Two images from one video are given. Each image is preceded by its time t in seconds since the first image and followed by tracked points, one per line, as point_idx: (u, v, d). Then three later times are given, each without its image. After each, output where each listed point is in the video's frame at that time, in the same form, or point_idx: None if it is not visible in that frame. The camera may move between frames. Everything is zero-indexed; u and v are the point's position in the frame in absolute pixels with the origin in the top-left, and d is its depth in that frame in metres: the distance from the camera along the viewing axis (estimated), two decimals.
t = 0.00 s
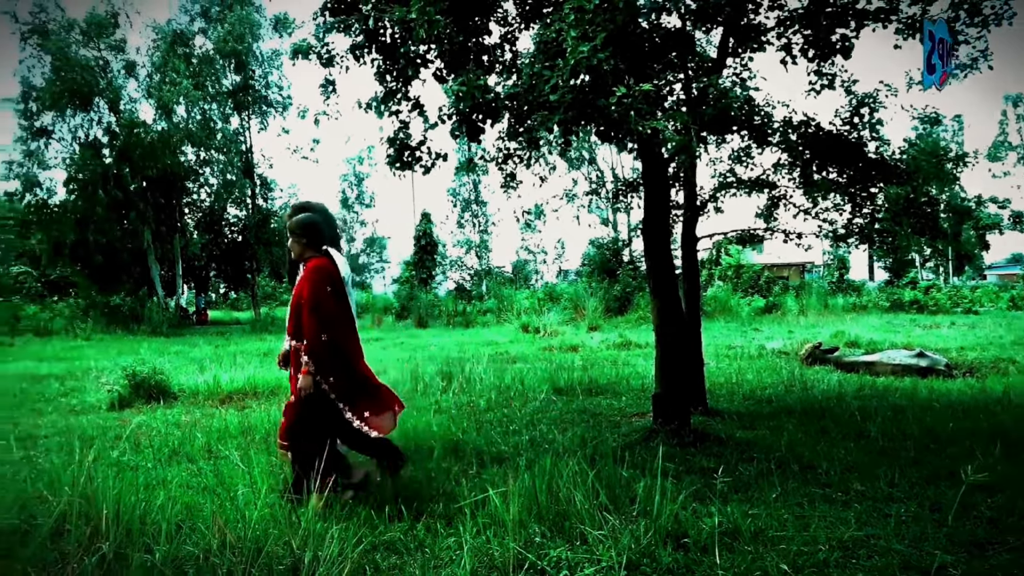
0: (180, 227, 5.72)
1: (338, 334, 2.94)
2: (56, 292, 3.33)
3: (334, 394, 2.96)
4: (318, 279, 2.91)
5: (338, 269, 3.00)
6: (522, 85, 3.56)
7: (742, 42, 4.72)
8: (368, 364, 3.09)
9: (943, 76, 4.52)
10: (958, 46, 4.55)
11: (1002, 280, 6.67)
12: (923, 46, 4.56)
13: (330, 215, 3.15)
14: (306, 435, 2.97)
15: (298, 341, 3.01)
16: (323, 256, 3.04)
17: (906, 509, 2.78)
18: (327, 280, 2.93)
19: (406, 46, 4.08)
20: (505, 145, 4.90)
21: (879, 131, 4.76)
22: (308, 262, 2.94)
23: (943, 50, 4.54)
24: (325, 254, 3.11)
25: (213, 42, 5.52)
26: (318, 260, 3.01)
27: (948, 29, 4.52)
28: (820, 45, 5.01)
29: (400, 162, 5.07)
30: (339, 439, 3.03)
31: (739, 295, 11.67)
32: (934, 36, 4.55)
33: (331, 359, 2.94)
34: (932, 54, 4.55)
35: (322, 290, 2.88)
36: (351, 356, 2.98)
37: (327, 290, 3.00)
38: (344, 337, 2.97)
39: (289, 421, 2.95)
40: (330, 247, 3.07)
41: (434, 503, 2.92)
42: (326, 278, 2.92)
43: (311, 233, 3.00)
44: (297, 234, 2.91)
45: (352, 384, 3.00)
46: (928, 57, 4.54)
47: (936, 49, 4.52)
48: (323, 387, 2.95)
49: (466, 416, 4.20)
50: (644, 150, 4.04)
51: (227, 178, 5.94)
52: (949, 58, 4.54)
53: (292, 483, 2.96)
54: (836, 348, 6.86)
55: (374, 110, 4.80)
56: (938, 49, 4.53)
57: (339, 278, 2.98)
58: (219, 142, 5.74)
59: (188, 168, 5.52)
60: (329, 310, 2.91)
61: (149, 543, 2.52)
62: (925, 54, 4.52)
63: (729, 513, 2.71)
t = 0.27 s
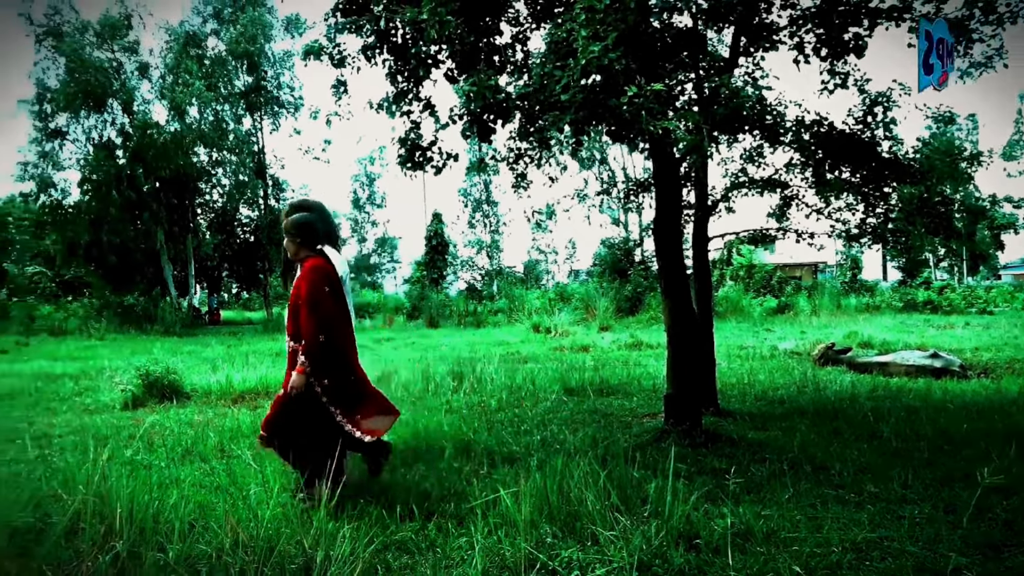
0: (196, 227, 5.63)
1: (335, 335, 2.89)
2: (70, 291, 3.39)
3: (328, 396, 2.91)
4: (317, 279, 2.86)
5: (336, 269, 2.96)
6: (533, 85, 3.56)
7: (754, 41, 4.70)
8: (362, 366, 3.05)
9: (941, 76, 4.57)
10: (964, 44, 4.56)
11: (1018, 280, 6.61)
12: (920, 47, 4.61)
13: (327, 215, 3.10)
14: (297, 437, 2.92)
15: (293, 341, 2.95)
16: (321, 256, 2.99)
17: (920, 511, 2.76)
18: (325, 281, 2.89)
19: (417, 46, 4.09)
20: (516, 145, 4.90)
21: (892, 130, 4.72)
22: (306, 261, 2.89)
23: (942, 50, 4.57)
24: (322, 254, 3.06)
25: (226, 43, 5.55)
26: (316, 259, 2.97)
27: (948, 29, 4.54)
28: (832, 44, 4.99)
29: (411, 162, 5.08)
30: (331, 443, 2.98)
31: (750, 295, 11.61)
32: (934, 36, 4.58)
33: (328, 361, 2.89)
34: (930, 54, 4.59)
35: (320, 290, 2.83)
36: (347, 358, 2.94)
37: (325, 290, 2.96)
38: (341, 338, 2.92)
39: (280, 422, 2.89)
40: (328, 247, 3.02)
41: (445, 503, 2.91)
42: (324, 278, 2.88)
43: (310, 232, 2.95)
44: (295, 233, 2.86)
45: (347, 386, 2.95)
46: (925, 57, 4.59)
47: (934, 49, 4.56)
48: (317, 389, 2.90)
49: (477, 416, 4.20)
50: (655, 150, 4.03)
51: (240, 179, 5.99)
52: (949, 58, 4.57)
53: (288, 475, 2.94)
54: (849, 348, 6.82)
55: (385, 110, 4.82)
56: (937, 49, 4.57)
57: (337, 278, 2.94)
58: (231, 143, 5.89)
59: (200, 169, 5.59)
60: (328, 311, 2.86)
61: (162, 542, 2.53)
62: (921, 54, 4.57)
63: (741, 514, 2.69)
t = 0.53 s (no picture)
0: (203, 226, 6.21)
1: (334, 336, 2.77)
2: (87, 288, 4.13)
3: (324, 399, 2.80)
4: (315, 278, 2.73)
5: (335, 268, 2.82)
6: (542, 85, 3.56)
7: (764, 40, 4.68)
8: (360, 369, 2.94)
9: (939, 77, 4.55)
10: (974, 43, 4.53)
11: None
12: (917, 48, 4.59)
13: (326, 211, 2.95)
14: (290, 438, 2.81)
15: (289, 340, 2.83)
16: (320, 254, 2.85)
17: (932, 513, 2.74)
18: (324, 280, 2.75)
19: (426, 47, 4.11)
20: (525, 145, 4.90)
21: (904, 129, 4.70)
22: (304, 259, 2.75)
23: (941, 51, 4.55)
24: (320, 251, 2.92)
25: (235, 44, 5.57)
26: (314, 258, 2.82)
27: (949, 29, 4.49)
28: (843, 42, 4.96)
29: (421, 162, 5.09)
30: (325, 446, 2.87)
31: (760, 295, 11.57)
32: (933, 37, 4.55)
33: (325, 363, 2.77)
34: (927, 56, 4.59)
35: (319, 291, 2.70)
36: (345, 360, 2.82)
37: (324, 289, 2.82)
38: (341, 340, 2.80)
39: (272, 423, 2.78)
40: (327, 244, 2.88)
41: (455, 503, 2.91)
42: (323, 278, 2.74)
43: (308, 229, 2.81)
44: (293, 230, 2.72)
45: (344, 390, 2.84)
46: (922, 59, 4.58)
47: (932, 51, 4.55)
48: (312, 392, 2.78)
49: (486, 417, 4.20)
50: (664, 150, 4.01)
51: (250, 180, 6.38)
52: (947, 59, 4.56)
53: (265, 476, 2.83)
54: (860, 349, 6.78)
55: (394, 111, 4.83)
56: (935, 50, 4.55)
57: (337, 278, 2.81)
58: (240, 145, 6.12)
59: (211, 170, 5.81)
60: (326, 312, 2.73)
61: (173, 541, 2.54)
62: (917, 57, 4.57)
63: (750, 515, 2.69)
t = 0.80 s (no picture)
0: (214, 227, 6.30)
1: (331, 339, 2.76)
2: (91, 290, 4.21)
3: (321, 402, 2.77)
4: (312, 280, 2.73)
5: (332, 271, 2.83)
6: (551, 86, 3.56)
7: (774, 39, 4.67)
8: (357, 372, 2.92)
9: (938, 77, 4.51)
10: (987, 40, 4.49)
11: None
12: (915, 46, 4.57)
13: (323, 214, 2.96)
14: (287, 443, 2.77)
15: (286, 343, 2.81)
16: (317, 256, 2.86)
17: (943, 515, 2.73)
18: (320, 282, 2.75)
19: (435, 48, 4.12)
20: (534, 145, 4.91)
21: (915, 129, 4.68)
22: (300, 261, 2.75)
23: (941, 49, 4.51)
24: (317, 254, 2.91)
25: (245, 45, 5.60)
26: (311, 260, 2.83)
27: (949, 29, 4.49)
28: (853, 42, 4.94)
29: (430, 162, 5.10)
30: (322, 451, 2.84)
31: (770, 295, 11.51)
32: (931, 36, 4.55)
33: (322, 366, 2.75)
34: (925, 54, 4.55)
35: (315, 292, 2.70)
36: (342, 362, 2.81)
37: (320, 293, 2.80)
38: (337, 343, 2.78)
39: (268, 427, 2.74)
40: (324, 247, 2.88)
41: (462, 503, 2.92)
42: (319, 280, 2.74)
43: (304, 231, 2.82)
44: (289, 232, 2.73)
45: (341, 392, 2.82)
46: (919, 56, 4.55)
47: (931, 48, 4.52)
48: (310, 394, 2.76)
49: (495, 416, 4.21)
50: (673, 150, 4.02)
51: (258, 180, 6.35)
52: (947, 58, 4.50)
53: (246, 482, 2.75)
54: (871, 349, 6.75)
55: (403, 112, 4.85)
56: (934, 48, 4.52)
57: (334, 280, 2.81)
58: (250, 145, 6.01)
59: (221, 170, 5.80)
60: (322, 314, 2.72)
61: (184, 540, 2.55)
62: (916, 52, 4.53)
63: (760, 516, 2.68)
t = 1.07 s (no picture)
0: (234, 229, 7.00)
1: (325, 344, 2.71)
2: (104, 288, 4.70)
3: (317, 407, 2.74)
4: (305, 284, 2.66)
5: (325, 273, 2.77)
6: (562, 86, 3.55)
7: (787, 38, 4.64)
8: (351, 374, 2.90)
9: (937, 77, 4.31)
10: (1004, 39, 4.44)
11: None
12: (912, 46, 4.39)
13: (318, 214, 2.94)
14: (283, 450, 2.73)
15: (282, 349, 2.76)
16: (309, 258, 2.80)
17: (958, 517, 2.71)
18: (314, 286, 2.69)
19: (447, 48, 4.12)
20: (545, 145, 4.90)
21: (929, 129, 4.64)
22: (292, 265, 2.68)
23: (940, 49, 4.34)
24: (312, 255, 2.92)
25: (258, 47, 5.63)
26: (303, 262, 2.77)
27: (946, 28, 4.32)
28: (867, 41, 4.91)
29: (441, 163, 5.11)
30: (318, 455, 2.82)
31: (782, 295, 11.43)
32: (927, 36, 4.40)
33: (317, 372, 2.71)
34: (922, 53, 4.37)
35: (309, 298, 2.64)
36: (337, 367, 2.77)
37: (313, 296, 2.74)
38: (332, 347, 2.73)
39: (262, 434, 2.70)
40: (320, 247, 2.88)
41: (474, 502, 2.92)
42: (313, 284, 2.68)
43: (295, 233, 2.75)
44: (281, 236, 2.65)
45: (337, 396, 2.79)
46: (918, 56, 4.35)
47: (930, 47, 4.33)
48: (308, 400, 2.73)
49: (506, 417, 4.21)
50: (685, 150, 4.00)
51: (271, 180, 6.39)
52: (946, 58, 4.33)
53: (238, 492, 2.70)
54: (884, 350, 6.70)
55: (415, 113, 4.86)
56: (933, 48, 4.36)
57: (327, 282, 2.75)
58: (263, 146, 6.05)
59: (234, 171, 5.99)
60: (315, 319, 2.66)
61: (197, 539, 2.56)
62: (912, 53, 4.36)
63: (773, 517, 2.67)
